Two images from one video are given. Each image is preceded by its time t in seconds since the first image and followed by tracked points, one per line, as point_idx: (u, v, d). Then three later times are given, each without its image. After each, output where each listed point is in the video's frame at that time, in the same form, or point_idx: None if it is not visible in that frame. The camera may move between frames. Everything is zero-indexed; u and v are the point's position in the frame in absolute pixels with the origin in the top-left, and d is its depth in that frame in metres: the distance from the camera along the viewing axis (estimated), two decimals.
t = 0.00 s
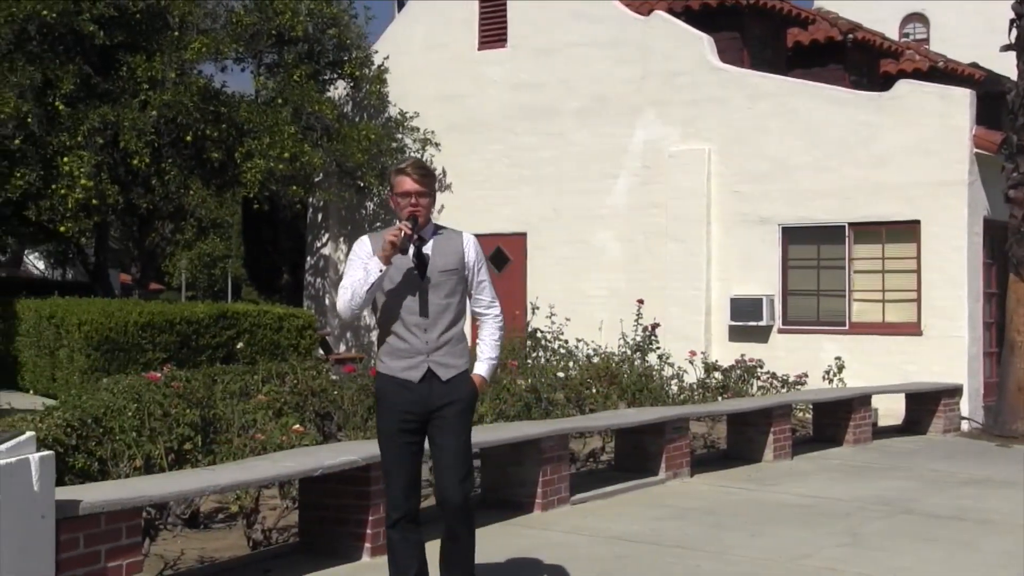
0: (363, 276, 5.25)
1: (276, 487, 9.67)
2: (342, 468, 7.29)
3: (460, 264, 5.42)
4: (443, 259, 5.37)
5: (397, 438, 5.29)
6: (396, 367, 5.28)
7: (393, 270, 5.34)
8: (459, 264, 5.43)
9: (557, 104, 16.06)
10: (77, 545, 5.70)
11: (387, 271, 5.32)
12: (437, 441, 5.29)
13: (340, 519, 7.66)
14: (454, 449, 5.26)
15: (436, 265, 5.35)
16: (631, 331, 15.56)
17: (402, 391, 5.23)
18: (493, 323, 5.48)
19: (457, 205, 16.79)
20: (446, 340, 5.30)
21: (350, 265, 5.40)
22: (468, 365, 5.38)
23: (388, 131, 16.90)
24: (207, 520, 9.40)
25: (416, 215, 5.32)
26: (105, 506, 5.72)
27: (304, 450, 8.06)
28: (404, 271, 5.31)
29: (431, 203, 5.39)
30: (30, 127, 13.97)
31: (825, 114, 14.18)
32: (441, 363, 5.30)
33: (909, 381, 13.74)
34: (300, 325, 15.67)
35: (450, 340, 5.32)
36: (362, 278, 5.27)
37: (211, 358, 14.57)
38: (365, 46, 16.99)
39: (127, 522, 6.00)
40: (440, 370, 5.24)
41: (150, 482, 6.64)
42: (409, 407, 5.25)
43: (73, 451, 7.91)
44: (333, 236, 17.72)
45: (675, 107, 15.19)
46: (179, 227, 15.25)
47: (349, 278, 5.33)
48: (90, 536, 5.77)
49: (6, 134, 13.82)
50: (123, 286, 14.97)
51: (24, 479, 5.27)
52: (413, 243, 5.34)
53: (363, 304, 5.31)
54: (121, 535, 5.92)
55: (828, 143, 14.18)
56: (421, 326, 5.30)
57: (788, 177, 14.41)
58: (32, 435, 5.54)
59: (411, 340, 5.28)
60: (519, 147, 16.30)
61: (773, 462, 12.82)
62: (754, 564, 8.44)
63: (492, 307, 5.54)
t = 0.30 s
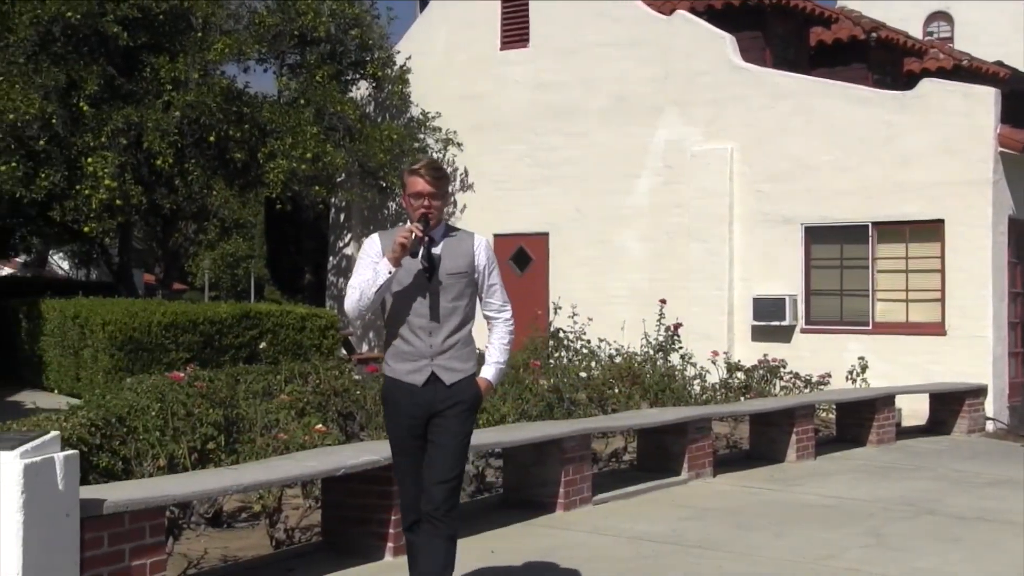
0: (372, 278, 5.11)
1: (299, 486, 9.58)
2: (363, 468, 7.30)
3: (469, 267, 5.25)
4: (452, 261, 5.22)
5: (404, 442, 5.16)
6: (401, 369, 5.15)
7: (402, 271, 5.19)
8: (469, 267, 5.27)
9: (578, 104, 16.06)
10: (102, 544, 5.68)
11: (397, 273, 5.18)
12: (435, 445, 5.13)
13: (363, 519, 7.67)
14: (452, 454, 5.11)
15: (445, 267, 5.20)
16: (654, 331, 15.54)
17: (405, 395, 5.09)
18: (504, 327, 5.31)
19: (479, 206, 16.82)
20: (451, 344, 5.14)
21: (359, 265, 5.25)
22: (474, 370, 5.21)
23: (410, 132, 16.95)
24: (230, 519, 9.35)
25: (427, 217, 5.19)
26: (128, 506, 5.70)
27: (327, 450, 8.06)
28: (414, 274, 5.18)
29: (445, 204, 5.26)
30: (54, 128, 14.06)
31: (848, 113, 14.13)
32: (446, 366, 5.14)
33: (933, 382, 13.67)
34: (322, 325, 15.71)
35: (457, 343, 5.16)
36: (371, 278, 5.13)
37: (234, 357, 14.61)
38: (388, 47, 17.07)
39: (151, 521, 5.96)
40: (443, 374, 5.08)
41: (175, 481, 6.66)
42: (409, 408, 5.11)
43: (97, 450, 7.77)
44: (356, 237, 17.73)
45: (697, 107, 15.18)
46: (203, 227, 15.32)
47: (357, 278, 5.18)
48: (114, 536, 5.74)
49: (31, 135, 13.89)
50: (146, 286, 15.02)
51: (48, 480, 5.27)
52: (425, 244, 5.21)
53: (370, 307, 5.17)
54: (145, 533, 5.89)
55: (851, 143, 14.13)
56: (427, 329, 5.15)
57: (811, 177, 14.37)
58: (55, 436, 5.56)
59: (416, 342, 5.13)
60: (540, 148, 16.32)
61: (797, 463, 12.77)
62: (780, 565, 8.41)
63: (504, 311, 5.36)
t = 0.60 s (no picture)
0: (370, 277, 5.07)
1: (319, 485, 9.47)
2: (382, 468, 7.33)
3: (473, 272, 5.06)
4: (456, 265, 5.05)
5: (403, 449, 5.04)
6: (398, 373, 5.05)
7: (405, 272, 5.10)
8: (475, 271, 5.08)
9: (598, 104, 16.07)
10: (123, 543, 5.68)
11: (398, 273, 5.10)
12: (431, 454, 4.98)
13: (383, 518, 7.66)
14: (447, 462, 4.95)
15: (447, 269, 5.05)
16: (673, 331, 15.52)
17: (401, 400, 4.98)
18: (510, 336, 5.07)
19: (499, 206, 16.87)
20: (447, 350, 4.97)
21: (363, 261, 5.21)
22: (472, 378, 5.01)
23: (430, 132, 17.00)
24: (251, 518, 9.28)
25: (434, 219, 5.06)
26: (150, 505, 5.71)
27: (347, 450, 8.05)
28: (415, 275, 5.07)
29: (456, 207, 5.11)
30: (76, 128, 14.14)
31: (869, 112, 14.09)
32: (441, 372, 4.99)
33: (954, 382, 13.61)
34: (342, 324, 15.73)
35: (454, 348, 4.99)
36: (371, 278, 5.07)
37: (254, 357, 14.64)
38: (408, 47, 17.13)
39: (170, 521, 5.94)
40: (435, 380, 4.93)
41: (197, 480, 6.68)
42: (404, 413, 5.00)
43: (118, 450, 7.71)
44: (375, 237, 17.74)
45: (716, 107, 15.17)
46: (223, 227, 15.38)
47: (358, 276, 5.14)
48: (136, 535, 5.75)
49: (53, 134, 13.97)
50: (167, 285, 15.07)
51: (70, 479, 5.16)
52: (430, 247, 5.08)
53: (370, 307, 5.11)
54: (166, 532, 5.89)
55: (872, 142, 14.08)
56: (425, 332, 5.02)
57: (831, 176, 14.34)
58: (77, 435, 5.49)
59: (412, 346, 5.02)
60: (559, 147, 16.34)
61: (817, 463, 12.73)
62: (802, 565, 8.37)
63: (511, 319, 5.12)
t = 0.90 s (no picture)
0: (372, 271, 4.84)
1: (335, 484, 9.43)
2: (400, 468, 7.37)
3: (479, 269, 4.80)
4: (461, 261, 4.80)
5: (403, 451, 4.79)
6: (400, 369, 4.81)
7: (408, 267, 4.85)
8: (482, 267, 4.82)
9: (613, 104, 16.06)
10: (140, 542, 5.68)
11: (401, 267, 4.86)
12: (437, 456, 4.75)
13: (399, 518, 7.65)
14: (453, 464, 4.71)
15: (452, 265, 4.79)
16: (689, 331, 15.51)
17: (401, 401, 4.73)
18: (518, 334, 4.78)
19: (515, 205, 16.88)
20: (448, 347, 4.71)
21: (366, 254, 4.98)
22: (475, 377, 4.73)
23: (446, 132, 17.02)
24: (268, 518, 9.23)
25: (440, 213, 4.82)
26: (167, 504, 5.69)
27: (366, 450, 8.04)
28: (418, 270, 4.82)
29: (463, 200, 4.85)
30: (93, 128, 14.21)
31: (885, 111, 14.06)
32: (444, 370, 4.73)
33: (972, 382, 13.56)
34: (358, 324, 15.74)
35: (457, 346, 4.73)
36: (372, 273, 4.83)
37: (271, 357, 14.66)
38: (423, 48, 17.16)
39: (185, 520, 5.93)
40: (436, 379, 4.67)
41: (215, 480, 6.69)
42: (406, 414, 4.74)
43: (136, 450, 7.66)
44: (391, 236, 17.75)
45: (732, 106, 15.16)
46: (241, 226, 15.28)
47: (361, 270, 4.91)
48: (153, 534, 5.74)
49: (70, 135, 14.08)
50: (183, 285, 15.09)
51: (89, 479, 5.13)
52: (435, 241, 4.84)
53: (371, 301, 4.89)
54: (183, 532, 5.88)
55: (889, 141, 14.05)
56: (427, 329, 4.77)
57: (847, 176, 14.31)
58: (95, 435, 5.43)
59: (413, 342, 4.77)
60: (575, 147, 16.34)
61: (834, 463, 12.70)
62: (822, 565, 8.34)
63: (521, 317, 4.84)
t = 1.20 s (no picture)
0: (383, 271, 4.72)
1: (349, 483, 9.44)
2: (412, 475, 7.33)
3: (491, 265, 4.78)
4: (473, 257, 4.76)
5: (403, 450, 4.68)
6: (411, 368, 4.71)
7: (419, 265, 4.77)
8: (493, 263, 4.80)
9: (626, 103, 16.06)
10: (155, 542, 5.70)
11: (412, 267, 4.77)
12: (447, 456, 4.71)
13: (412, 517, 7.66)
14: (466, 464, 4.70)
15: (464, 263, 4.75)
16: (703, 331, 15.49)
17: (413, 401, 4.64)
18: (528, 331, 4.87)
19: (529, 205, 16.89)
20: (464, 346, 4.67)
21: (374, 253, 4.86)
22: (489, 377, 4.73)
23: (459, 132, 17.05)
24: (282, 517, 9.25)
25: (449, 209, 4.79)
26: (180, 504, 5.69)
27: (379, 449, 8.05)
28: (430, 270, 4.74)
29: (472, 197, 4.84)
30: (108, 128, 14.27)
31: (900, 110, 14.02)
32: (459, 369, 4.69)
33: (987, 382, 13.50)
34: (372, 324, 15.75)
35: (472, 345, 4.70)
36: (381, 273, 4.72)
37: (284, 357, 14.69)
38: (437, 48, 17.20)
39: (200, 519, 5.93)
40: (454, 379, 4.63)
41: (230, 479, 6.70)
42: (415, 415, 4.64)
43: (149, 449, 7.69)
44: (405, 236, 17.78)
45: (746, 106, 15.14)
46: (253, 227, 15.38)
47: (369, 269, 4.78)
48: (167, 533, 5.76)
49: (86, 136, 14.19)
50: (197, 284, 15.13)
51: (106, 479, 5.13)
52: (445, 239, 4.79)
53: (380, 303, 4.77)
54: (197, 531, 5.90)
55: (904, 140, 14.00)
56: (441, 327, 4.71)
57: (863, 175, 14.27)
58: (110, 435, 5.43)
59: (427, 341, 4.70)
60: (588, 147, 16.35)
61: (848, 463, 12.67)
62: (835, 565, 8.32)
63: (531, 314, 4.91)
